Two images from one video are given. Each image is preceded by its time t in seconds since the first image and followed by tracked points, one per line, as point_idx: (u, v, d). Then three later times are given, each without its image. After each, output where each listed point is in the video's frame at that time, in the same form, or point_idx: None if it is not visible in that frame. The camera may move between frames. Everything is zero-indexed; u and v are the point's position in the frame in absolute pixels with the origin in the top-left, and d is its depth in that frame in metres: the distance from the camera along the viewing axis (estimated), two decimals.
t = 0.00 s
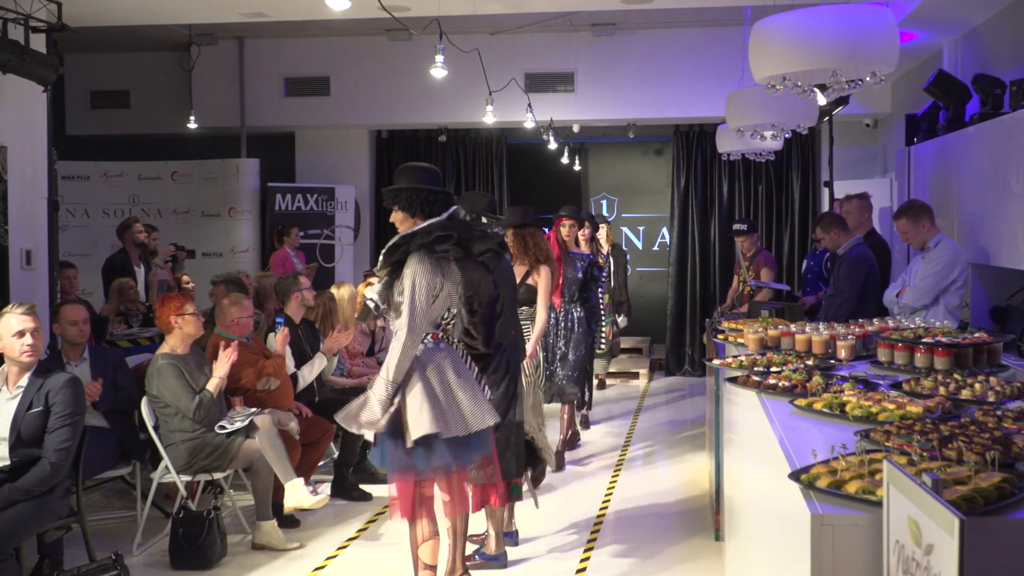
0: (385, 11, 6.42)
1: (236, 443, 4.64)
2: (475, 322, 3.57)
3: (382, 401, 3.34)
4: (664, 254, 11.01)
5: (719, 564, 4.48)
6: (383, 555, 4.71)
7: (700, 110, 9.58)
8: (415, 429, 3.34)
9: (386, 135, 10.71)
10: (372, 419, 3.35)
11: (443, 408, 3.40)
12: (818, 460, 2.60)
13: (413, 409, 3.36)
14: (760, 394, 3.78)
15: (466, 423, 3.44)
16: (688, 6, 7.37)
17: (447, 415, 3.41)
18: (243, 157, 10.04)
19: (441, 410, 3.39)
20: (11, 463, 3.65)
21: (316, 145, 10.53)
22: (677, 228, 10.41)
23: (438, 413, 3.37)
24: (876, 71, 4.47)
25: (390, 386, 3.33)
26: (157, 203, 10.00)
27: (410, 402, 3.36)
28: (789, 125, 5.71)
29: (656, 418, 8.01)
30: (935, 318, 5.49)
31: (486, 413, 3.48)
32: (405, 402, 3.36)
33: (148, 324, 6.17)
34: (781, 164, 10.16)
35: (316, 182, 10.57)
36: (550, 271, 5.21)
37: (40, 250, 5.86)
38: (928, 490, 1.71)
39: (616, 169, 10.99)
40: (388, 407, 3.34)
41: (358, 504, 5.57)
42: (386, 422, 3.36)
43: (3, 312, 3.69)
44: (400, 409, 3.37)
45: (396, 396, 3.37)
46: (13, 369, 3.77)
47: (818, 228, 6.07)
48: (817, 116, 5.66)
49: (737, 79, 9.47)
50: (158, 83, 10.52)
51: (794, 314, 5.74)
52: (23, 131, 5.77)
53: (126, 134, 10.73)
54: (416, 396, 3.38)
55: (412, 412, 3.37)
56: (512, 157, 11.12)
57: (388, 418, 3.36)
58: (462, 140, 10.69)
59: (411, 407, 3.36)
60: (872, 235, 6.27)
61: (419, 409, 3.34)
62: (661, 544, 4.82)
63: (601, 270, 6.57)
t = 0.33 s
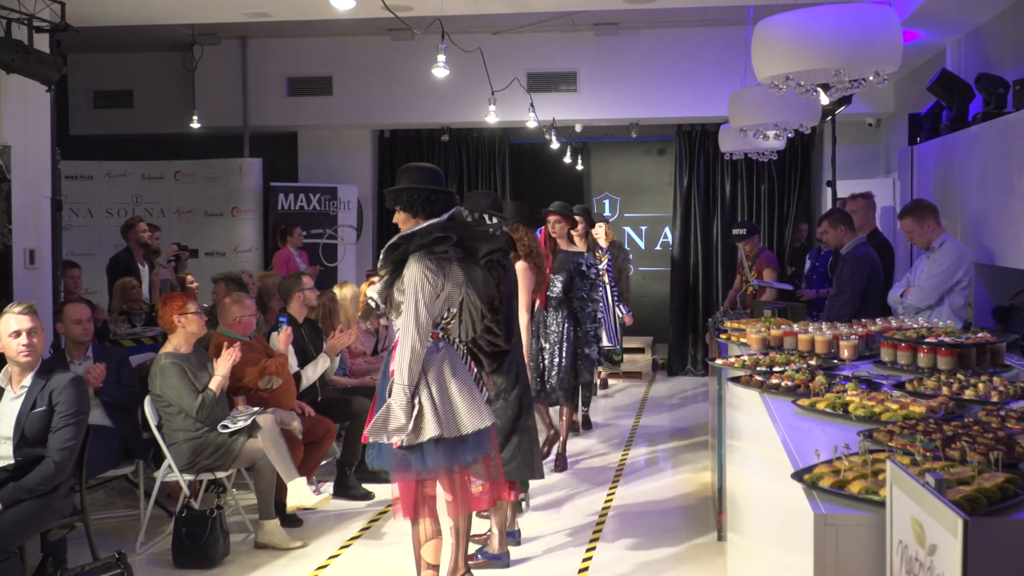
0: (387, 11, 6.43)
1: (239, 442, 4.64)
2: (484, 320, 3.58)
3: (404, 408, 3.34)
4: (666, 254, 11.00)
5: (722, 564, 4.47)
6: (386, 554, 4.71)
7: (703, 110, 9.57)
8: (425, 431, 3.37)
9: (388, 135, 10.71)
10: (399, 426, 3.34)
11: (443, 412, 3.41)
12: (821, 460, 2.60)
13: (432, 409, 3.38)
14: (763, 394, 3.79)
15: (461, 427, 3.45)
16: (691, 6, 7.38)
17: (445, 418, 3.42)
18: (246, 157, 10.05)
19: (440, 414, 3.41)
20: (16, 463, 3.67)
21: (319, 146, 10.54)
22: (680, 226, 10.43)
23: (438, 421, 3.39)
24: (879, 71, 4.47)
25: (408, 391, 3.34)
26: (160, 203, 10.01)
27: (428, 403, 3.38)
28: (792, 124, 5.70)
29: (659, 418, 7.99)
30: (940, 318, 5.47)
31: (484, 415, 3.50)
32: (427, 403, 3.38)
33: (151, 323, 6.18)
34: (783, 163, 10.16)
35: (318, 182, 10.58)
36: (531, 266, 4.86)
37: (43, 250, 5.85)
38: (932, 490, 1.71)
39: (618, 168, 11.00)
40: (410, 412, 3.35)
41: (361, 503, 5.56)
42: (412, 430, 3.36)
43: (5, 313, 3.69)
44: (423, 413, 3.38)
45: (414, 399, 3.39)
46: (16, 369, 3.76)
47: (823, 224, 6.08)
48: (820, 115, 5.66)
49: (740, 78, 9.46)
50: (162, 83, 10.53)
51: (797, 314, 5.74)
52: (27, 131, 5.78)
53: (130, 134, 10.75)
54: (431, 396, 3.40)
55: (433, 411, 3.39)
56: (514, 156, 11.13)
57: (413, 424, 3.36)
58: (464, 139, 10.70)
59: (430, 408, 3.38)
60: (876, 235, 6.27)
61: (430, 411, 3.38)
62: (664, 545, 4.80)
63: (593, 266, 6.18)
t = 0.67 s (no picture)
0: (397, 11, 6.44)
1: (248, 440, 4.65)
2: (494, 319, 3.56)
3: (401, 404, 3.37)
4: (674, 253, 10.99)
5: (730, 563, 4.47)
6: (394, 552, 4.72)
7: (711, 109, 9.56)
8: (422, 429, 3.37)
9: (397, 133, 10.74)
10: (392, 422, 3.36)
11: (447, 412, 3.41)
12: (830, 460, 2.60)
13: (431, 405, 3.38)
14: (772, 393, 3.78)
15: (469, 428, 3.45)
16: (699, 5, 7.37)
17: (451, 417, 3.41)
18: (256, 156, 10.09)
19: (446, 411, 3.41)
20: (27, 459, 3.69)
21: (327, 145, 10.57)
22: (688, 226, 10.42)
23: (443, 418, 3.40)
24: (889, 69, 4.45)
25: (407, 387, 3.37)
26: (170, 202, 10.05)
27: (428, 399, 3.38)
28: (800, 123, 5.70)
29: (666, 417, 7.99)
30: (949, 318, 5.48)
31: (493, 415, 3.49)
32: (427, 399, 3.38)
33: (161, 321, 6.21)
34: (792, 162, 10.14)
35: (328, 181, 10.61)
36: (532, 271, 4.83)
37: (54, 248, 5.89)
38: (942, 490, 1.71)
39: (626, 167, 10.99)
40: (406, 408, 3.36)
41: (369, 500, 5.59)
42: (407, 424, 3.37)
43: (21, 311, 3.71)
44: (419, 409, 3.39)
45: (414, 395, 3.40)
46: (28, 366, 3.79)
47: (832, 223, 6.06)
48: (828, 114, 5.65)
49: (748, 77, 9.45)
50: (172, 82, 10.58)
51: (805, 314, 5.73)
52: (38, 130, 5.82)
53: (141, 133, 10.81)
54: (433, 392, 3.41)
55: (434, 408, 3.39)
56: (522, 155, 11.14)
57: (409, 420, 3.37)
58: (472, 138, 10.71)
59: (430, 404, 3.38)
60: (886, 235, 6.26)
61: (428, 406, 3.37)
62: (672, 544, 4.80)
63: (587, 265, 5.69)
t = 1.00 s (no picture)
0: (417, 8, 6.45)
1: (269, 435, 4.68)
2: (500, 316, 3.67)
3: (423, 400, 3.39)
4: (693, 250, 10.97)
5: (749, 561, 4.47)
6: (413, 548, 4.75)
7: (730, 106, 9.54)
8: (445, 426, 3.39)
9: (415, 131, 10.77)
10: (415, 418, 3.38)
11: (468, 408, 3.42)
12: (851, 458, 2.59)
13: (453, 402, 3.40)
14: (792, 391, 3.77)
15: (490, 425, 3.46)
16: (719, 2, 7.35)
17: (472, 414, 3.43)
18: (275, 153, 10.14)
19: (468, 407, 3.42)
20: (50, 454, 3.73)
21: (345, 142, 10.60)
22: (706, 223, 10.41)
23: (465, 415, 3.42)
24: (910, 65, 4.42)
25: (429, 384, 3.39)
26: (191, 199, 10.11)
27: (450, 396, 3.40)
28: (819, 119, 5.67)
29: (685, 414, 7.99)
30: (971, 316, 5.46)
31: (514, 412, 3.51)
32: (449, 396, 3.40)
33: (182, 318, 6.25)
34: (811, 158, 10.10)
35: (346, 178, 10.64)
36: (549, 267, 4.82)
37: (77, 245, 5.93)
38: (964, 488, 1.69)
39: (644, 164, 10.98)
40: (429, 404, 3.39)
41: (389, 496, 5.61)
42: (429, 421, 3.40)
43: (47, 307, 3.74)
44: (441, 405, 3.41)
45: (436, 392, 3.42)
46: (53, 361, 3.81)
47: (851, 220, 6.04)
48: (848, 111, 5.62)
49: (767, 73, 9.41)
50: (192, 80, 10.64)
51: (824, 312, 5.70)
52: (61, 128, 5.87)
53: (162, 131, 10.87)
54: (455, 388, 3.43)
55: (456, 405, 3.41)
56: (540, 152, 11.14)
57: (431, 416, 3.40)
58: (491, 135, 10.73)
59: (452, 401, 3.40)
60: (906, 232, 6.24)
61: (450, 402, 3.39)
62: (691, 542, 4.81)
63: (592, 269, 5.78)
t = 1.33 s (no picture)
0: (436, 5, 6.45)
1: (289, 430, 4.71)
2: (517, 311, 3.66)
3: (444, 397, 3.40)
4: (712, 247, 10.95)
5: (770, 558, 4.46)
6: (432, 543, 4.77)
7: (749, 102, 9.50)
8: (466, 422, 3.40)
9: (434, 126, 10.79)
10: (436, 415, 3.39)
11: (490, 405, 3.44)
12: (870, 455, 2.58)
13: (474, 398, 3.42)
14: (813, 387, 3.75)
15: (511, 422, 3.48)
16: None
17: (494, 410, 3.44)
18: (295, 149, 10.18)
19: (489, 404, 3.44)
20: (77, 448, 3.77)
21: (364, 139, 10.63)
22: (726, 220, 10.39)
23: (487, 411, 3.43)
24: (932, 60, 4.38)
25: (450, 380, 3.40)
26: (211, 195, 10.15)
27: (471, 392, 3.41)
28: (840, 115, 5.64)
29: (704, 410, 8.01)
30: (994, 313, 5.39)
31: (536, 409, 3.52)
32: (470, 392, 3.41)
33: (204, 313, 6.29)
34: (831, 154, 10.07)
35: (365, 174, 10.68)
36: (565, 264, 4.81)
37: (99, 241, 5.98)
38: (988, 486, 1.68)
39: (663, 161, 10.96)
40: (451, 401, 3.40)
41: (408, 491, 5.64)
42: (451, 417, 3.41)
43: (76, 304, 3.74)
44: (463, 402, 3.42)
45: (457, 389, 3.43)
46: (78, 356, 3.82)
47: (872, 216, 6.01)
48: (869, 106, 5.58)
49: (787, 68, 9.36)
50: (213, 76, 10.69)
51: (844, 308, 5.67)
52: (83, 124, 5.91)
53: (182, 127, 10.94)
54: (476, 384, 3.44)
55: (478, 402, 3.42)
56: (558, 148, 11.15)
57: (452, 413, 3.41)
58: (510, 131, 10.75)
59: (473, 397, 3.41)
60: (927, 228, 6.21)
61: (472, 399, 3.41)
62: (710, 539, 4.81)
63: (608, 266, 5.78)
